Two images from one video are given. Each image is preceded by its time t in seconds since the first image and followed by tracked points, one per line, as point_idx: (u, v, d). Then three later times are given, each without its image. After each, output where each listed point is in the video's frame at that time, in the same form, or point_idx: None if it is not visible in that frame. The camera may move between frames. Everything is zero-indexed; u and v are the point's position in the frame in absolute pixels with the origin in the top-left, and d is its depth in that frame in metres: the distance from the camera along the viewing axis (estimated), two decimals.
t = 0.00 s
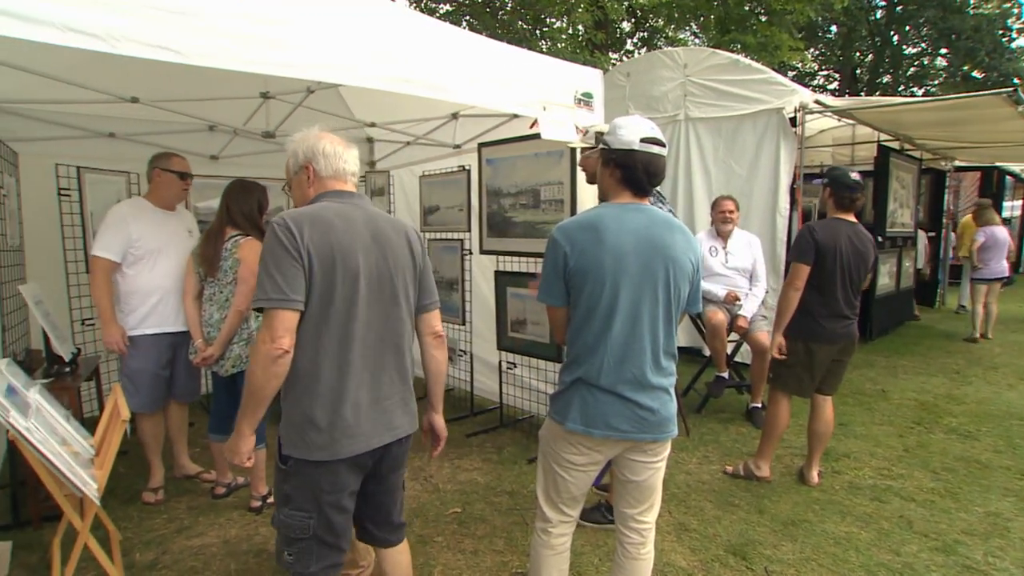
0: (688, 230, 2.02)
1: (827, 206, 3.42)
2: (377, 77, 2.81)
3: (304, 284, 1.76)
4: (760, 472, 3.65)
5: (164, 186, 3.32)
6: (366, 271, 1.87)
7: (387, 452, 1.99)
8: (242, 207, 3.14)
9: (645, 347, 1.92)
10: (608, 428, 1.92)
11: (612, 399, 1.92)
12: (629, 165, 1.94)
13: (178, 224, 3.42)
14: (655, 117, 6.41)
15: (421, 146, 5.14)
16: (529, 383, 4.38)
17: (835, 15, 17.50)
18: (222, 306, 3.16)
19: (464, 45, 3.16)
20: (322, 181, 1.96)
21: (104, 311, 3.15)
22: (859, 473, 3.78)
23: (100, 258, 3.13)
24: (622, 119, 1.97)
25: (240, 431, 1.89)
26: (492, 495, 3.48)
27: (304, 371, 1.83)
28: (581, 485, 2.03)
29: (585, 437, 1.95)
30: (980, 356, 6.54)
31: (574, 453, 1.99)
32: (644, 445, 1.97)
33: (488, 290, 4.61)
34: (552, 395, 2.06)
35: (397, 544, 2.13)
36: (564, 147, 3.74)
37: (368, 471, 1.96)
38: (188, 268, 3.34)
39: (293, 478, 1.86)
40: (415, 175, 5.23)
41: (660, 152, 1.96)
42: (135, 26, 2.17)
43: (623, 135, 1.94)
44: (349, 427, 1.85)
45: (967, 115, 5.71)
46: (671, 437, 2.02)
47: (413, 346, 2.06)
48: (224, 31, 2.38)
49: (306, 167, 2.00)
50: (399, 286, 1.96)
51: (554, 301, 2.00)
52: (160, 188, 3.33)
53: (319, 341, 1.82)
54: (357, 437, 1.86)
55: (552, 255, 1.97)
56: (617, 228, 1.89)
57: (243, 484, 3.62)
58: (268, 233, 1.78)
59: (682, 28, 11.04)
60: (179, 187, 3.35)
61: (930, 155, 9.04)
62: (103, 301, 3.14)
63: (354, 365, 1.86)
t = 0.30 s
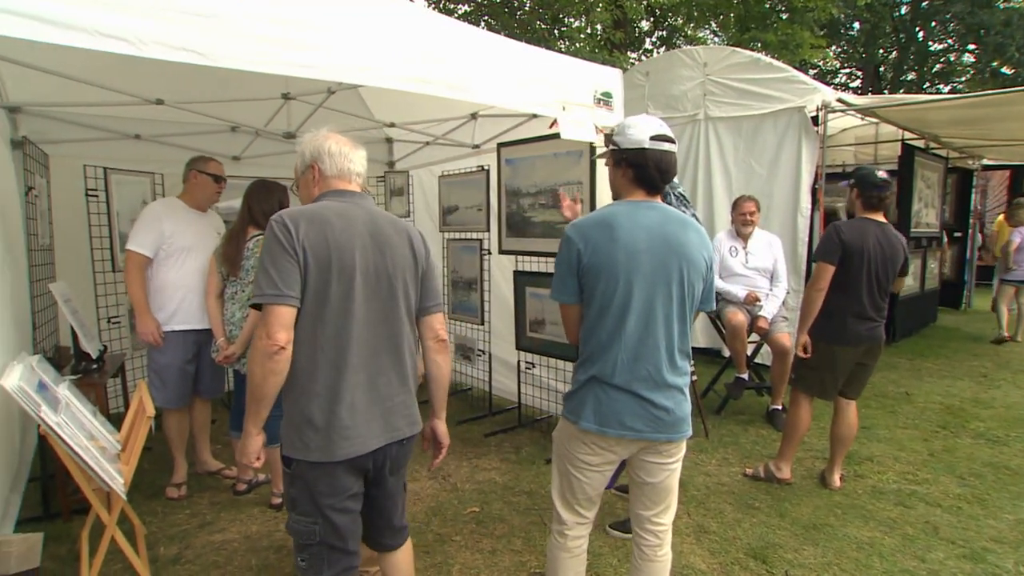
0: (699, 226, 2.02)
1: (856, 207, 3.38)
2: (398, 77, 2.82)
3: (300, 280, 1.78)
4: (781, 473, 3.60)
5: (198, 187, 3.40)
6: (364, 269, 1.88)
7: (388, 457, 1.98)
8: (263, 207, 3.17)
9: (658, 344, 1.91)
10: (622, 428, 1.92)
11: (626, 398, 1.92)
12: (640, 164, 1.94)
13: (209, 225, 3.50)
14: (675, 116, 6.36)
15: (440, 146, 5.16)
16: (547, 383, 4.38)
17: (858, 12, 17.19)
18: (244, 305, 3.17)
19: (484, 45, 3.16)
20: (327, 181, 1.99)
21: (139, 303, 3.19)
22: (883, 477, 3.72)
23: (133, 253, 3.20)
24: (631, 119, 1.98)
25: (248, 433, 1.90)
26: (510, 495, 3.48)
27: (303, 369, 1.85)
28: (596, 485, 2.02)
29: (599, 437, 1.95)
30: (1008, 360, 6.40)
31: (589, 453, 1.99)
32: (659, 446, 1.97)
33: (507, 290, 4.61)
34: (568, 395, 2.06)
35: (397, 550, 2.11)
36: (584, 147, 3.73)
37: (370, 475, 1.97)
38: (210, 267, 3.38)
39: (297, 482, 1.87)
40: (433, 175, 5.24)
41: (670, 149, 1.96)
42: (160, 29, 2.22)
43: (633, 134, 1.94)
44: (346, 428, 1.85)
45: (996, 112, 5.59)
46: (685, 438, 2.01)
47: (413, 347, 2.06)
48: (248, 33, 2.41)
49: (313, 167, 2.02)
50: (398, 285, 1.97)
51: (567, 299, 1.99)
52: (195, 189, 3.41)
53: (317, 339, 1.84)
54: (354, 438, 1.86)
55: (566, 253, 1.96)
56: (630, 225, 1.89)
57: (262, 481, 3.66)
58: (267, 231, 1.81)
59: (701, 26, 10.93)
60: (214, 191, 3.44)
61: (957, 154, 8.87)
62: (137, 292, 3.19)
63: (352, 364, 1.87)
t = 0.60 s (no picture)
0: (705, 224, 2.02)
1: (892, 203, 3.30)
2: (417, 78, 2.84)
3: (322, 275, 1.80)
4: (816, 483, 3.46)
5: (225, 189, 3.46)
6: (383, 266, 1.89)
7: (402, 450, 1.98)
8: (284, 207, 3.20)
9: (670, 341, 1.91)
10: (632, 425, 1.91)
11: (634, 395, 1.92)
12: (642, 163, 1.93)
13: (235, 225, 3.54)
14: (694, 116, 6.32)
15: (458, 146, 5.17)
16: (564, 383, 4.38)
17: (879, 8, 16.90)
18: (265, 305, 3.20)
19: (503, 45, 3.16)
20: (349, 182, 2.00)
21: (166, 301, 3.27)
22: (906, 481, 3.67)
23: (162, 251, 3.27)
24: (635, 118, 1.97)
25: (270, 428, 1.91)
26: (527, 495, 3.48)
27: (321, 363, 1.86)
28: (608, 487, 2.02)
29: (610, 434, 1.95)
30: None
31: (601, 454, 1.98)
32: (667, 445, 1.97)
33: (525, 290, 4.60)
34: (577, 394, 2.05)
35: (410, 550, 2.11)
36: (602, 147, 3.72)
37: (384, 468, 1.98)
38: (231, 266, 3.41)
39: (315, 473, 1.88)
40: (451, 176, 5.25)
41: (673, 148, 1.95)
42: (186, 31, 2.26)
43: (636, 134, 1.93)
44: (362, 421, 1.86)
45: None
46: (695, 436, 2.01)
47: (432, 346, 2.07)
48: (271, 35, 2.44)
49: (336, 168, 2.04)
50: (416, 284, 1.98)
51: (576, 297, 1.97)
52: (222, 191, 3.47)
53: (336, 334, 1.85)
54: (369, 431, 1.87)
55: (572, 251, 1.96)
56: (639, 223, 1.89)
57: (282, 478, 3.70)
58: (290, 227, 1.83)
59: (719, 25, 10.83)
60: (239, 192, 3.49)
61: (982, 153, 8.69)
62: (164, 291, 3.26)
63: (370, 359, 1.88)
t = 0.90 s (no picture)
0: (704, 220, 2.03)
1: (926, 202, 3.21)
2: (435, 79, 2.84)
3: (347, 274, 1.81)
4: (950, 495, 3.13)
5: (246, 190, 3.50)
6: (405, 265, 1.90)
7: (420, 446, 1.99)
8: (303, 207, 3.22)
9: (675, 337, 1.92)
10: (638, 422, 1.91)
11: (640, 391, 1.92)
12: (638, 163, 1.94)
13: (257, 225, 3.59)
14: (711, 115, 6.28)
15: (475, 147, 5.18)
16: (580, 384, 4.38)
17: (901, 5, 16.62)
18: (284, 304, 3.22)
19: (521, 45, 3.16)
20: (366, 185, 2.01)
21: (186, 298, 3.33)
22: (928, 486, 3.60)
23: (185, 251, 3.34)
24: (630, 116, 1.96)
25: (290, 418, 1.94)
26: (544, 495, 3.48)
27: (344, 360, 1.87)
28: (619, 488, 2.00)
29: (620, 432, 1.94)
30: None
31: (608, 453, 1.97)
32: (676, 443, 1.96)
33: (541, 290, 4.59)
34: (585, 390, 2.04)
35: (430, 543, 2.12)
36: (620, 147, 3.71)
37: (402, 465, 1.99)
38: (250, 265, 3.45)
39: (331, 465, 1.90)
40: (468, 175, 5.26)
41: (668, 146, 1.95)
42: (209, 34, 2.28)
43: (630, 133, 1.93)
44: (383, 415, 1.87)
45: None
46: (703, 436, 2.00)
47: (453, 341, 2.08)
48: (291, 36, 2.46)
49: (353, 172, 2.06)
50: (438, 281, 1.98)
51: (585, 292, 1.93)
52: (244, 192, 3.52)
53: (360, 331, 1.87)
54: (391, 424, 1.89)
55: (569, 249, 1.93)
56: (637, 222, 1.89)
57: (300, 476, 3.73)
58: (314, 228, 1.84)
59: (737, 23, 10.76)
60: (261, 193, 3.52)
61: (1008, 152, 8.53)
62: (186, 289, 3.32)
63: (391, 355, 1.90)
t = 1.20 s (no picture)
0: (699, 217, 2.02)
1: (965, 201, 2.99)
2: (450, 79, 2.85)
3: (327, 280, 1.86)
4: (994, 523, 3.05)
5: (266, 190, 3.53)
6: (386, 269, 1.93)
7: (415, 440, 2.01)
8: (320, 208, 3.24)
9: (668, 335, 1.93)
10: (642, 419, 1.91)
11: (641, 388, 1.92)
12: (627, 165, 1.94)
13: (277, 225, 3.62)
14: (728, 114, 6.24)
15: (490, 146, 5.19)
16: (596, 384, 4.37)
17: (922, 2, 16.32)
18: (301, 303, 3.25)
19: (537, 45, 3.16)
20: (352, 197, 2.06)
21: (206, 297, 3.39)
22: (950, 490, 3.54)
23: (206, 251, 3.39)
24: (619, 117, 1.96)
25: (282, 425, 1.96)
26: (559, 495, 3.48)
27: (332, 365, 1.92)
28: (626, 487, 1.99)
29: (623, 428, 1.94)
30: None
31: (612, 452, 1.97)
32: (678, 439, 1.97)
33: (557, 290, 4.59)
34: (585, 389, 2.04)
35: (433, 537, 2.10)
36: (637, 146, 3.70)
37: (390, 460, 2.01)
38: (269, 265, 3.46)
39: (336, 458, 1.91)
40: (484, 175, 5.27)
41: (657, 147, 1.93)
42: (230, 36, 2.32)
43: (619, 135, 1.92)
44: (369, 415, 1.91)
45: None
46: (706, 430, 2.01)
47: (442, 341, 2.09)
48: (311, 37, 2.48)
49: (340, 187, 2.11)
50: (422, 282, 2.00)
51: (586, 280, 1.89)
52: (263, 192, 3.55)
53: (344, 336, 1.92)
54: (378, 423, 1.92)
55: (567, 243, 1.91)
56: (630, 223, 1.90)
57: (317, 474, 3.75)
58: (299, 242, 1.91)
59: (754, 22, 10.67)
60: (280, 193, 3.55)
61: None
62: (205, 287, 3.38)
63: (376, 357, 1.93)
